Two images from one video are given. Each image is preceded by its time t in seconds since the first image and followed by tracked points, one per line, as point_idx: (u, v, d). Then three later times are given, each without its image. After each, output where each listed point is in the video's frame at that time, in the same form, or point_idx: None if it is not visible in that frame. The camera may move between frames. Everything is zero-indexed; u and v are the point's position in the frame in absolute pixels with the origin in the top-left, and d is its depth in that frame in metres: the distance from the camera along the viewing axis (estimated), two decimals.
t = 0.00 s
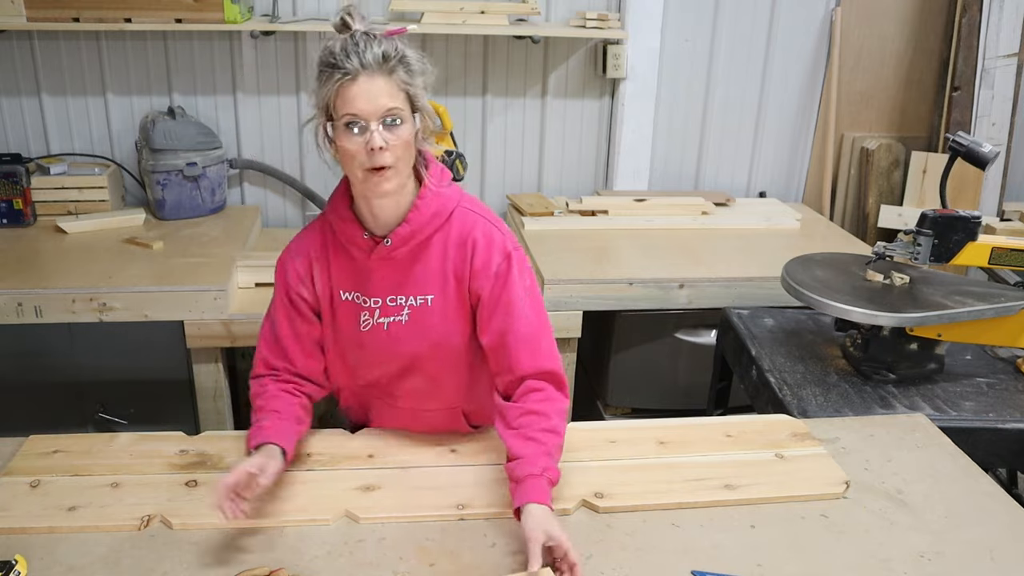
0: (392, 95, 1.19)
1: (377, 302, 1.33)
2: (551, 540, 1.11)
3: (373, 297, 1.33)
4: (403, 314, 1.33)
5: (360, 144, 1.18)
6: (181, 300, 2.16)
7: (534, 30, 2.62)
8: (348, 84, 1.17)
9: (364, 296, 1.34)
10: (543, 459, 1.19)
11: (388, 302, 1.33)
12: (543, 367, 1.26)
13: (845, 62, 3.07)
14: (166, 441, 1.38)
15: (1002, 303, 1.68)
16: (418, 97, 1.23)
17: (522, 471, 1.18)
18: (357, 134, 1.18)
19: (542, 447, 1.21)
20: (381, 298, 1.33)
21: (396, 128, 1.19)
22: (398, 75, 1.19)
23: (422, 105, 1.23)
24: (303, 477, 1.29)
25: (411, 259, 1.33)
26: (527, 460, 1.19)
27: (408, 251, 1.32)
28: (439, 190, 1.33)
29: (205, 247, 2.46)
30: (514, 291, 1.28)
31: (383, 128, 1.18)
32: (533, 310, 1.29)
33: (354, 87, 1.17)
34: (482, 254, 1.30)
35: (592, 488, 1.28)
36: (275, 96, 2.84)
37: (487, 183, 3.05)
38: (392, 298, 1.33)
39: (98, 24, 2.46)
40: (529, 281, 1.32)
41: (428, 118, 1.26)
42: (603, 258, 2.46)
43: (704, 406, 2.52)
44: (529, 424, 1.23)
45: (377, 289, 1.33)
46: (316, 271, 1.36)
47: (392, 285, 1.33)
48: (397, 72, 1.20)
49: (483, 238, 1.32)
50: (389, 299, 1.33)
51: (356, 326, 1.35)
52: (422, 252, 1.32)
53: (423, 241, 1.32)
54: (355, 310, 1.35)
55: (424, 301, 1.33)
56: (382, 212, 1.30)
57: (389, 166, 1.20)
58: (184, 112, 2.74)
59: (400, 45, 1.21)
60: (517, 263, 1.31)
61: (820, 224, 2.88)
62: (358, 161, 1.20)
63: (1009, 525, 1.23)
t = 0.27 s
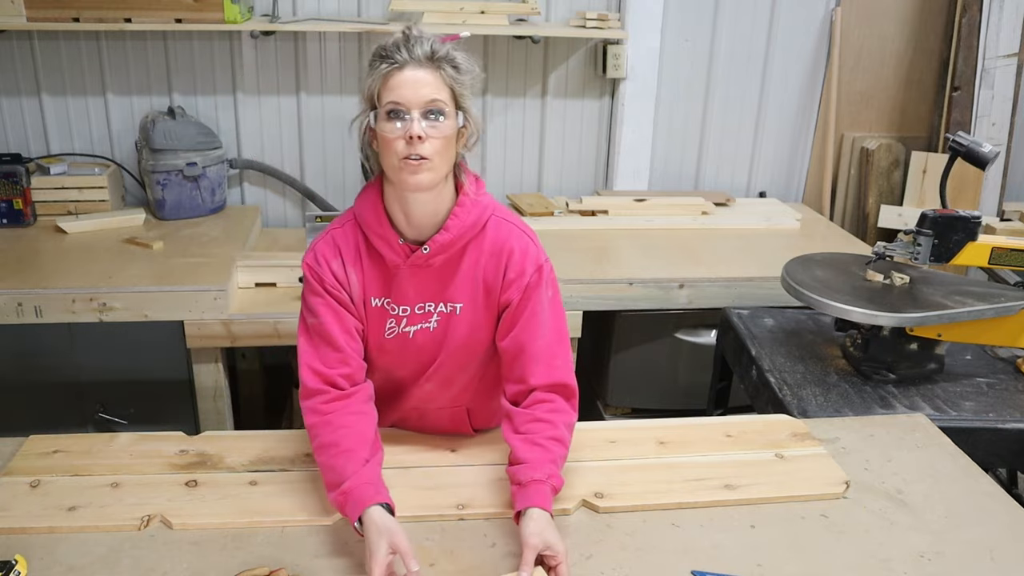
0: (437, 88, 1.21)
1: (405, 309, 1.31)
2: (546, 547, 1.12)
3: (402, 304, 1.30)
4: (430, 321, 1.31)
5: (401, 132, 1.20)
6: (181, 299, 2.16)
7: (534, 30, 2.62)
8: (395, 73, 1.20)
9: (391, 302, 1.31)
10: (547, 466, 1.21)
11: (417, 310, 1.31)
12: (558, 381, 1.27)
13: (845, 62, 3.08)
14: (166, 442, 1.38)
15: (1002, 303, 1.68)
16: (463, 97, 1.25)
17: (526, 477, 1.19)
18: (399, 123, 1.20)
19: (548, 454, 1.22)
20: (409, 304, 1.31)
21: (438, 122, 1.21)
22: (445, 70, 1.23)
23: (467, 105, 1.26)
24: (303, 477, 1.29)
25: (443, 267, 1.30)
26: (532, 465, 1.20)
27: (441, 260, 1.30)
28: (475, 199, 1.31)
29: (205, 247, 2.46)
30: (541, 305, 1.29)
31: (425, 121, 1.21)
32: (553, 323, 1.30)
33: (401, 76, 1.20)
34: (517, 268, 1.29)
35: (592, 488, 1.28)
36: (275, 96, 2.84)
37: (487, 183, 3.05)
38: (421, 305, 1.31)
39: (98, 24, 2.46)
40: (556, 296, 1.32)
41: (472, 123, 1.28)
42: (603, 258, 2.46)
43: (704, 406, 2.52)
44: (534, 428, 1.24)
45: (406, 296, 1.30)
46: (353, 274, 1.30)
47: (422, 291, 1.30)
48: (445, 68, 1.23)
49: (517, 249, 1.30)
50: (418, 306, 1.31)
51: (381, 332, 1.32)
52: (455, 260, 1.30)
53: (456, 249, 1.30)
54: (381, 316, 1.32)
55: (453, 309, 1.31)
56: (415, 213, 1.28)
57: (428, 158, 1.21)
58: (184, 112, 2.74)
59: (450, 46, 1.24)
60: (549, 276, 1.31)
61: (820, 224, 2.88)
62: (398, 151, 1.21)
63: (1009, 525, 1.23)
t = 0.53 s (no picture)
0: (472, 87, 1.24)
1: (416, 308, 1.30)
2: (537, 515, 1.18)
3: (412, 302, 1.29)
4: (440, 321, 1.30)
5: (431, 125, 1.22)
6: (181, 299, 2.16)
7: (534, 30, 2.62)
8: (432, 68, 1.23)
9: (402, 299, 1.30)
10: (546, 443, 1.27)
11: (427, 309, 1.30)
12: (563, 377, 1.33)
13: (845, 62, 3.07)
14: (166, 442, 1.38)
15: (1002, 303, 1.68)
16: (496, 101, 1.28)
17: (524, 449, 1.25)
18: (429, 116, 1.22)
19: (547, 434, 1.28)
20: (421, 303, 1.29)
21: (467, 121, 1.23)
22: (481, 71, 1.25)
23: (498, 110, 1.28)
24: (303, 477, 1.29)
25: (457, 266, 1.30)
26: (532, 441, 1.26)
27: (455, 260, 1.29)
28: (494, 203, 1.31)
29: (205, 247, 2.46)
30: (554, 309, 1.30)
31: (455, 117, 1.23)
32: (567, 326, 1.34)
33: (437, 72, 1.23)
34: (532, 272, 1.30)
35: (592, 488, 1.28)
36: (275, 96, 2.84)
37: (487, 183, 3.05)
38: (432, 305, 1.30)
39: (97, 24, 2.45)
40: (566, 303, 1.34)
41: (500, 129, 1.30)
42: (603, 258, 2.46)
43: (704, 406, 2.52)
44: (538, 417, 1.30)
45: (417, 293, 1.29)
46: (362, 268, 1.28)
47: (434, 291, 1.30)
48: (482, 70, 1.26)
49: (534, 256, 1.31)
50: (429, 305, 1.30)
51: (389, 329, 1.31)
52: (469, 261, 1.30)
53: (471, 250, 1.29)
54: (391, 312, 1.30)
55: (464, 310, 1.30)
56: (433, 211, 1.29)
57: (454, 155, 1.23)
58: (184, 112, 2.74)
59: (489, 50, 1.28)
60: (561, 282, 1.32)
61: (820, 224, 2.88)
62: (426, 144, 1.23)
63: (1009, 525, 1.23)
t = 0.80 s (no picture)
0: (470, 80, 1.27)
1: (412, 289, 1.36)
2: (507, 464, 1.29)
3: (409, 284, 1.36)
4: (436, 303, 1.37)
5: (429, 117, 1.26)
6: (181, 299, 2.16)
7: (534, 30, 2.62)
8: (432, 59, 1.26)
9: (399, 281, 1.37)
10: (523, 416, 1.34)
11: (423, 290, 1.36)
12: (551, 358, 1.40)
13: (845, 62, 3.07)
14: (165, 441, 1.38)
15: (1002, 303, 1.68)
16: (491, 92, 1.31)
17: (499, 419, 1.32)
18: (428, 107, 1.26)
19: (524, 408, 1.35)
20: (417, 285, 1.36)
21: (465, 113, 1.27)
22: (480, 63, 1.28)
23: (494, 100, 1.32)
24: (302, 477, 1.29)
25: (452, 249, 1.37)
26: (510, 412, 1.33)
27: (451, 244, 1.37)
28: (490, 189, 1.38)
29: (205, 247, 2.46)
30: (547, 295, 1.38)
31: (454, 109, 1.26)
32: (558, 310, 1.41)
33: (437, 65, 1.26)
34: (526, 257, 1.37)
35: (592, 488, 1.28)
36: (275, 96, 2.84)
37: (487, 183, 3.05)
38: (428, 287, 1.36)
39: (98, 24, 2.46)
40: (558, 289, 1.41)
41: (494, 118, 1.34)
42: (603, 258, 2.46)
43: (704, 406, 2.52)
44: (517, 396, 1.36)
45: (414, 276, 1.36)
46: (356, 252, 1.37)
47: (431, 274, 1.37)
48: (480, 62, 1.29)
49: (528, 242, 1.38)
50: (425, 287, 1.36)
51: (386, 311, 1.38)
52: (464, 244, 1.37)
53: (467, 234, 1.37)
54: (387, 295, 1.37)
55: (460, 293, 1.37)
56: (428, 197, 1.36)
57: (451, 146, 1.28)
58: (184, 112, 2.74)
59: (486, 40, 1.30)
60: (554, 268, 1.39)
61: (820, 224, 2.88)
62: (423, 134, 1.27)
63: (1009, 525, 1.23)
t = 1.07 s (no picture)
0: (461, 74, 1.32)
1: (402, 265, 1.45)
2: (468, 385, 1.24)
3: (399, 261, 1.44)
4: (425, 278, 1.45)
5: (423, 110, 1.30)
6: (181, 299, 2.16)
7: (534, 30, 2.62)
8: (424, 54, 1.30)
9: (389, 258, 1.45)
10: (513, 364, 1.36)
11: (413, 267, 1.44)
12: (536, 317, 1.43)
13: (845, 62, 3.07)
14: (165, 441, 1.38)
15: (1002, 303, 1.68)
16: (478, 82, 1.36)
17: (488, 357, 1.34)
18: (422, 101, 1.30)
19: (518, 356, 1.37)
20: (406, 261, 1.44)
21: (457, 105, 1.32)
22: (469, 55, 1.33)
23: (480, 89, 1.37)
24: (303, 477, 1.29)
25: (441, 226, 1.45)
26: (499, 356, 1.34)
27: (440, 220, 1.45)
28: (477, 166, 1.45)
29: (205, 247, 2.46)
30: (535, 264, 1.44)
31: (446, 102, 1.31)
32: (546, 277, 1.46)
33: (429, 60, 1.30)
34: (512, 230, 1.44)
35: (592, 488, 1.28)
36: (275, 96, 2.84)
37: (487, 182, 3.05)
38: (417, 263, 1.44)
39: (98, 24, 2.46)
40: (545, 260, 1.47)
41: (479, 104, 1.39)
42: (603, 258, 2.46)
43: (705, 406, 2.52)
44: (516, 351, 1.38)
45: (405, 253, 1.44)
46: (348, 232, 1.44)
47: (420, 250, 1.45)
48: (468, 55, 1.33)
49: (515, 217, 1.45)
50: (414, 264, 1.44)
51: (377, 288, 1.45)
52: (452, 221, 1.45)
53: (454, 210, 1.44)
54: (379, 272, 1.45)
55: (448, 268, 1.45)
56: (419, 178, 1.43)
57: (444, 138, 1.32)
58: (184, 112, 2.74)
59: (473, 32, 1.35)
60: (540, 243, 1.45)
61: (820, 224, 2.88)
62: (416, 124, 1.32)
63: (1009, 525, 1.23)
